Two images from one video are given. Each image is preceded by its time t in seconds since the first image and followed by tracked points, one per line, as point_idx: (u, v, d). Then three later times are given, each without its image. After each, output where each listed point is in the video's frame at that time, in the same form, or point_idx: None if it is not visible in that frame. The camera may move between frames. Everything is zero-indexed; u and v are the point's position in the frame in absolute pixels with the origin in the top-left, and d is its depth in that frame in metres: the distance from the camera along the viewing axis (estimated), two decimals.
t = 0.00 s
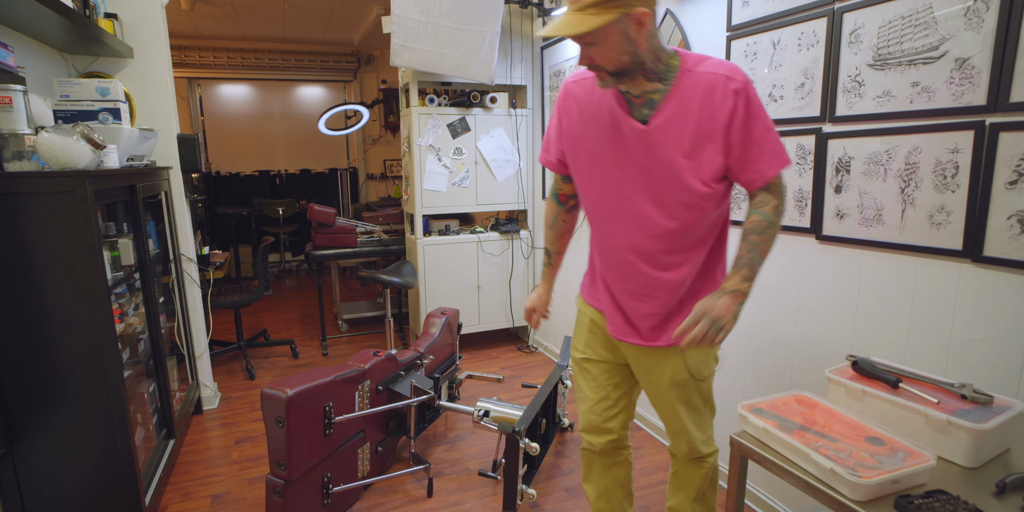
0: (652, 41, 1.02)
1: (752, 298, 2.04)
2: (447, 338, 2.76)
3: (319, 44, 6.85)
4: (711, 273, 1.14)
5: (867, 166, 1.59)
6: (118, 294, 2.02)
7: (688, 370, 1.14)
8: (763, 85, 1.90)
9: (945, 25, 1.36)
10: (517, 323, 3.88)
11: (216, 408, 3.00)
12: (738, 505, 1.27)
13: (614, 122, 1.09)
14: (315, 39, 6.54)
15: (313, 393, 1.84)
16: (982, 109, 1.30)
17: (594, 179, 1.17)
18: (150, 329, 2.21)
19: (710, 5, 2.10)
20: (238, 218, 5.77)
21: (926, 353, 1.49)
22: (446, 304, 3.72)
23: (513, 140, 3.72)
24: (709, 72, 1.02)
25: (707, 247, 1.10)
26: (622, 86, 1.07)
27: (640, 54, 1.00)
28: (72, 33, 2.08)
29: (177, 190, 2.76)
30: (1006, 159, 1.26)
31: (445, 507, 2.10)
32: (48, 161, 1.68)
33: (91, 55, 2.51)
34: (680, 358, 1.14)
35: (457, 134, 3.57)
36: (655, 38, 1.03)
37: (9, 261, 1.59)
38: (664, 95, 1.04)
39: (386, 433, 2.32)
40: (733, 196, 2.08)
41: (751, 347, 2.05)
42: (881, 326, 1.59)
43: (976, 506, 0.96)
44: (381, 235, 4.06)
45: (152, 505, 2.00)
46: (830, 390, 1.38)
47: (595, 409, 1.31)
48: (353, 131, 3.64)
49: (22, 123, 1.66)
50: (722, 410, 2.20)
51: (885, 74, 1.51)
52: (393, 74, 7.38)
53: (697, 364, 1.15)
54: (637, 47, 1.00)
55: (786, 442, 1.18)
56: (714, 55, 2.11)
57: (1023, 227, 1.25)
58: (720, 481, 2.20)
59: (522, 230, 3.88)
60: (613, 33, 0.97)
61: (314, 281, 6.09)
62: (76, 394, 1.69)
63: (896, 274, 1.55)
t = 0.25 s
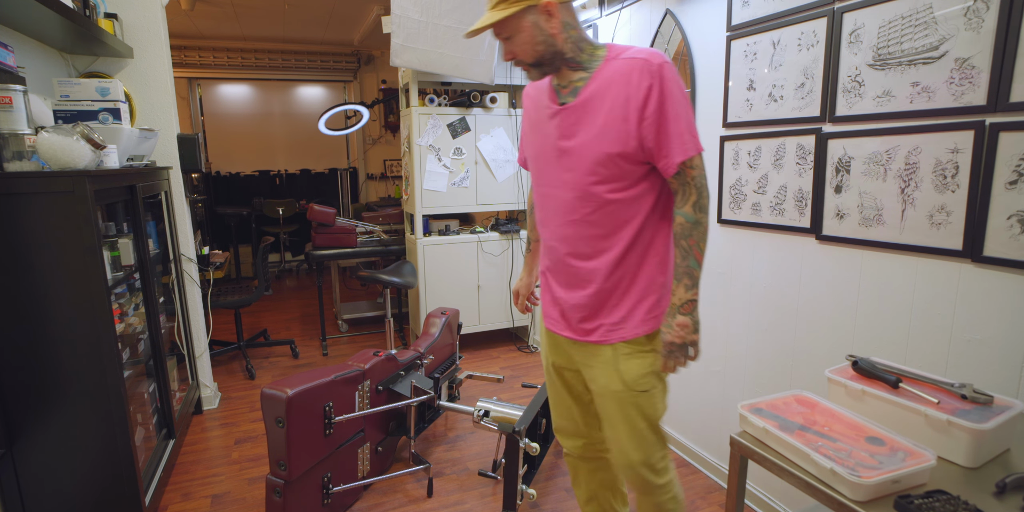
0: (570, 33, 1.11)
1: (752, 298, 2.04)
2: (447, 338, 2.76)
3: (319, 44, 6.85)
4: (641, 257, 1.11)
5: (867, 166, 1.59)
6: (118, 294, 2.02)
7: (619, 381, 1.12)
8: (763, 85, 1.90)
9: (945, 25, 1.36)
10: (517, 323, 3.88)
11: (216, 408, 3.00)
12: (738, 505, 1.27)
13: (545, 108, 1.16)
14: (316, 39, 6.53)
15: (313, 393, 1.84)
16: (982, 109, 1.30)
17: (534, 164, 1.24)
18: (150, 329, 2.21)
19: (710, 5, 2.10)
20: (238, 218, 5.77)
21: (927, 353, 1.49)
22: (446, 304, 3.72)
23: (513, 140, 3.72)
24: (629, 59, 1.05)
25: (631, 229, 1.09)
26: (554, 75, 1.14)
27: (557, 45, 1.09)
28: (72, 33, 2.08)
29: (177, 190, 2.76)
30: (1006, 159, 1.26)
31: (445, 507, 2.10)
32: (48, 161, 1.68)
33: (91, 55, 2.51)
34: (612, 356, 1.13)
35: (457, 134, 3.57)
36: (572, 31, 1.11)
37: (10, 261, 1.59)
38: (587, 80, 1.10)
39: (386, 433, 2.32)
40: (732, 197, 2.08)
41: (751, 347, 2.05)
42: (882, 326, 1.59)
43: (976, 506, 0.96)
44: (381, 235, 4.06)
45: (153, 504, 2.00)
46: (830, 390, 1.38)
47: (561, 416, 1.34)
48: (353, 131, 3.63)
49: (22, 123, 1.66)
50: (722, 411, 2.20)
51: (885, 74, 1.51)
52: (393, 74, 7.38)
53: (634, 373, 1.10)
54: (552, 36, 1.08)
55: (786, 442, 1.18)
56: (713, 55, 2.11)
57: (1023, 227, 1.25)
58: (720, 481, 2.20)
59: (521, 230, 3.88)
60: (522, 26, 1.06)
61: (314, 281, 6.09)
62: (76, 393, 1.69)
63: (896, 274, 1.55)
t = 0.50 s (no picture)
0: (487, 41, 1.04)
1: (752, 298, 2.04)
2: (447, 338, 2.76)
3: (319, 44, 6.85)
4: (582, 258, 1.07)
5: (867, 166, 1.59)
6: (118, 294, 2.02)
7: (531, 380, 1.08)
8: (763, 84, 1.90)
9: (945, 25, 1.36)
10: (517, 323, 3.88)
11: (216, 408, 3.00)
12: (738, 505, 1.27)
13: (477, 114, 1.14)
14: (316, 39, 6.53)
15: (313, 393, 1.84)
16: (982, 109, 1.30)
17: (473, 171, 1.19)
18: (150, 329, 2.21)
19: (710, 4, 2.10)
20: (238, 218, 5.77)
21: (927, 353, 1.49)
22: (446, 304, 3.72)
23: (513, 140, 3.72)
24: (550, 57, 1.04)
25: (570, 229, 1.05)
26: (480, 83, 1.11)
27: (473, 55, 1.04)
28: (72, 33, 2.08)
29: (177, 190, 2.76)
30: (1006, 159, 1.26)
31: (445, 507, 2.10)
32: (48, 160, 1.68)
33: (91, 55, 2.51)
34: (534, 355, 1.08)
35: (457, 134, 3.57)
36: (490, 37, 1.05)
37: (9, 261, 1.59)
38: (510, 84, 1.04)
39: (386, 433, 2.32)
40: (732, 197, 2.08)
41: (751, 347, 2.05)
42: (882, 326, 1.59)
43: (976, 506, 0.96)
44: (381, 235, 4.06)
45: (152, 504, 2.00)
46: (830, 390, 1.38)
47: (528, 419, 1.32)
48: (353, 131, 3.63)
49: (21, 123, 1.66)
50: (722, 411, 2.20)
51: (885, 74, 1.51)
52: (393, 74, 7.37)
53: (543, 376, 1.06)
54: (466, 47, 1.03)
55: (786, 442, 1.18)
56: (713, 55, 2.11)
57: (1023, 227, 1.25)
58: (720, 481, 2.20)
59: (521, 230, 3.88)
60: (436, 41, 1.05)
61: (314, 281, 6.09)
62: (77, 393, 1.69)
63: (896, 274, 1.55)
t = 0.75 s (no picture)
0: (392, 41, 0.94)
1: (752, 298, 2.04)
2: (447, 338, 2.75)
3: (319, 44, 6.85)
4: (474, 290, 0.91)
5: (867, 166, 1.59)
6: (118, 294, 2.02)
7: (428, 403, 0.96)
8: (763, 84, 1.90)
9: (945, 25, 1.36)
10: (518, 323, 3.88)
11: (216, 408, 3.00)
12: (739, 505, 1.27)
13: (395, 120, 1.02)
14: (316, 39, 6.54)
15: (313, 392, 1.84)
16: (982, 109, 1.30)
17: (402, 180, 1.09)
18: (150, 329, 2.21)
19: (710, 4, 2.09)
20: (237, 218, 5.77)
21: (927, 353, 1.49)
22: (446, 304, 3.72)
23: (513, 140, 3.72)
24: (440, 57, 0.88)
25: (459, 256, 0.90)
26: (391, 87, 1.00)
27: (377, 57, 0.95)
28: (72, 33, 2.08)
29: (177, 190, 2.76)
30: (1006, 159, 1.27)
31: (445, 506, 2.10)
32: (48, 161, 1.68)
33: (91, 55, 2.51)
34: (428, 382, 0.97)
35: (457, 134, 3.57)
36: (396, 38, 0.94)
37: (10, 261, 1.60)
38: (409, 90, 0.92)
39: (386, 433, 2.32)
40: (732, 197, 2.08)
41: (751, 347, 2.05)
42: (882, 326, 1.59)
43: (976, 506, 0.96)
44: (381, 235, 4.06)
45: (152, 505, 2.00)
46: (830, 390, 1.38)
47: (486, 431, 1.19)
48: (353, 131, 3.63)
49: (22, 123, 1.66)
50: (722, 411, 2.20)
51: (885, 74, 1.51)
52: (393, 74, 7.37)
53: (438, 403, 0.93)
54: (370, 50, 0.95)
55: (786, 442, 1.18)
56: (713, 55, 2.11)
57: (1023, 227, 1.25)
58: (720, 481, 2.20)
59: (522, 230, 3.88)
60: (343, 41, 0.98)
61: (314, 281, 6.09)
62: (77, 393, 1.69)
63: (896, 274, 1.54)
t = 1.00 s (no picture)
0: (314, 26, 0.93)
1: (752, 298, 2.04)
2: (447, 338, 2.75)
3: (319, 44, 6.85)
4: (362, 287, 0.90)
5: (867, 166, 1.59)
6: (119, 294, 2.02)
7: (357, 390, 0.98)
8: (763, 84, 1.90)
9: (945, 25, 1.36)
10: (518, 323, 3.88)
11: (216, 408, 3.00)
12: (738, 505, 1.27)
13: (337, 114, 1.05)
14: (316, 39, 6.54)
15: (313, 392, 1.83)
16: (983, 109, 1.30)
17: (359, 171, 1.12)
18: (150, 329, 2.21)
19: (710, 4, 2.09)
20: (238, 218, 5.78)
21: (926, 353, 1.49)
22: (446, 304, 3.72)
23: (513, 140, 3.72)
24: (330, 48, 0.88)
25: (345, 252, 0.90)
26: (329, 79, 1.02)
27: (300, 41, 0.95)
28: (72, 33, 2.08)
29: (177, 190, 2.76)
30: (1006, 159, 1.27)
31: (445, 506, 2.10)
32: (48, 161, 1.68)
33: (91, 55, 2.50)
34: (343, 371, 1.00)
35: (457, 134, 3.57)
36: (315, 23, 0.93)
37: (10, 261, 1.59)
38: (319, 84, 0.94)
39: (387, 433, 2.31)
40: (732, 197, 2.08)
41: (751, 347, 2.05)
42: (882, 326, 1.59)
43: (977, 506, 0.96)
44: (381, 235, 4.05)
45: (152, 505, 2.00)
46: (830, 390, 1.38)
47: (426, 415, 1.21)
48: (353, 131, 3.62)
49: (22, 123, 1.66)
50: (722, 411, 2.20)
51: (885, 74, 1.51)
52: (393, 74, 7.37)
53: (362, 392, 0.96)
54: (295, 34, 0.95)
55: (786, 442, 1.18)
56: (713, 55, 2.11)
57: (1023, 227, 1.25)
58: (720, 481, 2.20)
59: (522, 230, 3.88)
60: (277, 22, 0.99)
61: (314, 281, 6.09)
62: (76, 394, 1.69)
63: (896, 274, 1.55)
